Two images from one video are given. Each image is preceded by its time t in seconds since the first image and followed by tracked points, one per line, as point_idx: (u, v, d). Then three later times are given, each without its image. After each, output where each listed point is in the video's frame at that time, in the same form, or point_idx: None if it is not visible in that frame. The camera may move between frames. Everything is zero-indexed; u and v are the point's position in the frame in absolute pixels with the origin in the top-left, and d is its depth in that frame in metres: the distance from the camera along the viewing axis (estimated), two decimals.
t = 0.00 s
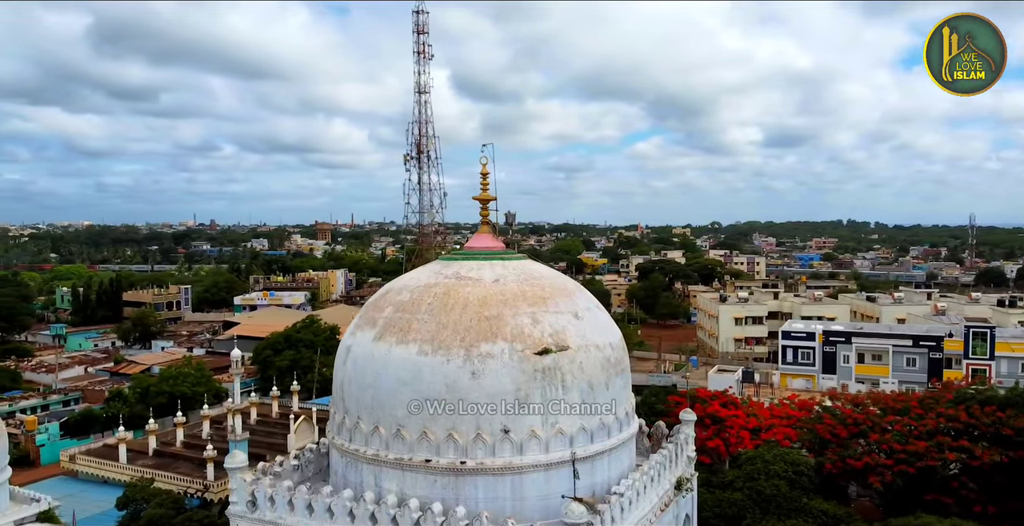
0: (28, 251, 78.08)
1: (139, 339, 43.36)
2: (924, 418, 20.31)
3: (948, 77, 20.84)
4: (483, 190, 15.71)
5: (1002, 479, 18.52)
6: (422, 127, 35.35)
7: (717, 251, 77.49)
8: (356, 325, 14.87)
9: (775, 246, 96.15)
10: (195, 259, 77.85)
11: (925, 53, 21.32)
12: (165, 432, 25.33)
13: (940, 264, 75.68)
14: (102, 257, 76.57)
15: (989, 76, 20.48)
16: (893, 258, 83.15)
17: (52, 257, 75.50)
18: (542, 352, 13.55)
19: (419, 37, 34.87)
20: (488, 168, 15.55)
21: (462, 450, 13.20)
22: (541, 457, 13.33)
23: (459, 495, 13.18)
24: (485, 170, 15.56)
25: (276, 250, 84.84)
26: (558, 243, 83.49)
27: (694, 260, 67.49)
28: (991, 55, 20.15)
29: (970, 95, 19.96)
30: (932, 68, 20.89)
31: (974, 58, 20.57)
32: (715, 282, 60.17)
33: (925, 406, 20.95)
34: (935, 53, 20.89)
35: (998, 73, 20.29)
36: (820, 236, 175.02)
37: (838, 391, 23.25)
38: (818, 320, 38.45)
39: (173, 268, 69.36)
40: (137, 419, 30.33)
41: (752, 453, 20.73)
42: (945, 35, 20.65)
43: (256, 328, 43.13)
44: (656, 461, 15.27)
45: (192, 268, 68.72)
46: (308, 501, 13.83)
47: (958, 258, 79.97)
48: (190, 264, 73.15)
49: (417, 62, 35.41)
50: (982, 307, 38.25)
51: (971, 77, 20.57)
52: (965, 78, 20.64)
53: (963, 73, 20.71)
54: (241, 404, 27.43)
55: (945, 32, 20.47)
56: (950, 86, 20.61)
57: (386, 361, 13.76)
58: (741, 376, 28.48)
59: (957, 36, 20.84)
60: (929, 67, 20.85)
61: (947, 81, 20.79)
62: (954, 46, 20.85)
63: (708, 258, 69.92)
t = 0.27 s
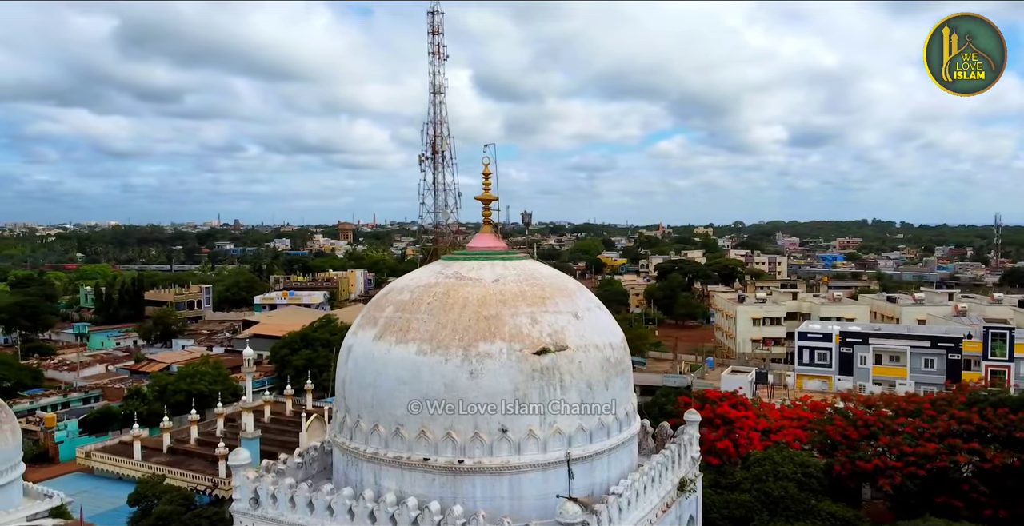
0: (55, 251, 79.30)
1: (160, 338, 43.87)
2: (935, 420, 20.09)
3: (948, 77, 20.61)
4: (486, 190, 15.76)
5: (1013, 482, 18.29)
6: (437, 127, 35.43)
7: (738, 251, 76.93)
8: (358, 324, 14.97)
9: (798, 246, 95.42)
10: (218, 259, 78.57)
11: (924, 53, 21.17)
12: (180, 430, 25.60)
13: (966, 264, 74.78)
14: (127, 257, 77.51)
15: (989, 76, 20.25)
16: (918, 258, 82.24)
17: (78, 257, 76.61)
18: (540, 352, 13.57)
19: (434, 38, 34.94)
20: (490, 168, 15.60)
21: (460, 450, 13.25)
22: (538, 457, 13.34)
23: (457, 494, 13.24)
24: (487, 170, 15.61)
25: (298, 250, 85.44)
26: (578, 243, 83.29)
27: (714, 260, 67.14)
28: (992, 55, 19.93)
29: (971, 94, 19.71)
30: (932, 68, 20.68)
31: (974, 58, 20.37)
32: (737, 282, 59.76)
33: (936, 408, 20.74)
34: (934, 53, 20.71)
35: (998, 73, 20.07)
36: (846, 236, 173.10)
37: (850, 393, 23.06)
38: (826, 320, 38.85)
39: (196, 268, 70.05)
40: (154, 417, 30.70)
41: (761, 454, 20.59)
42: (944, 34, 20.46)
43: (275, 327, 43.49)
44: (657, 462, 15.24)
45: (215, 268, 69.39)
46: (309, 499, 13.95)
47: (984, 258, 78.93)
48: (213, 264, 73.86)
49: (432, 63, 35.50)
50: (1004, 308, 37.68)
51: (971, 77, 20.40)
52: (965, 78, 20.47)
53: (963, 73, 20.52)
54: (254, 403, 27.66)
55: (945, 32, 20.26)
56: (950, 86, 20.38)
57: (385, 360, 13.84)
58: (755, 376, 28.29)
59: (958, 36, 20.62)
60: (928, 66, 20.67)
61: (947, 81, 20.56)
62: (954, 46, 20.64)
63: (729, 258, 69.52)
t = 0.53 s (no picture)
0: (80, 251, 80.48)
1: (179, 336, 44.37)
2: (946, 423, 19.91)
3: (948, 77, 20.75)
4: (488, 190, 15.81)
5: None
6: (451, 128, 35.51)
7: (759, 251, 76.37)
8: (359, 324, 15.05)
9: (820, 246, 94.71)
10: (239, 259, 79.22)
11: (924, 53, 21.31)
12: (193, 428, 25.86)
13: (990, 264, 73.90)
14: (150, 257, 78.35)
15: (989, 77, 20.41)
16: (942, 258, 81.37)
17: (102, 257, 77.68)
18: (538, 352, 13.60)
19: (447, 38, 35.00)
20: (492, 169, 15.67)
21: (458, 449, 13.30)
22: (536, 457, 13.37)
23: (455, 493, 13.30)
24: (490, 171, 15.66)
25: (318, 250, 86.01)
26: (597, 243, 83.11)
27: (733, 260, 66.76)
28: (992, 55, 20.13)
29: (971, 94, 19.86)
30: (932, 68, 20.83)
31: (974, 58, 20.53)
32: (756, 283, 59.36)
33: (948, 410, 20.54)
34: (935, 53, 20.88)
35: (998, 73, 20.23)
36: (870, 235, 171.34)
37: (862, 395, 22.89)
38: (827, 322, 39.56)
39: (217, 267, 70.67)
40: (170, 415, 31.03)
41: (769, 455, 20.46)
42: (944, 34, 20.66)
43: (292, 326, 43.83)
44: (658, 463, 15.22)
45: (235, 268, 69.97)
46: (309, 497, 14.07)
47: (1008, 258, 77.97)
48: (234, 263, 74.49)
49: (446, 63, 35.58)
50: None
51: (971, 78, 20.56)
52: (965, 78, 20.61)
53: (963, 73, 20.66)
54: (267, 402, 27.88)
55: (945, 31, 20.45)
56: (950, 86, 20.51)
57: (385, 359, 13.92)
58: (768, 377, 28.11)
59: (958, 36, 20.78)
60: (929, 67, 20.84)
61: (947, 82, 20.72)
62: (954, 46, 20.80)
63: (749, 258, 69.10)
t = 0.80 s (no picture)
0: (104, 250, 81.65)
1: (199, 335, 45.00)
2: (957, 425, 19.71)
3: (948, 77, 20.56)
4: (490, 191, 15.88)
5: None
6: (465, 128, 35.56)
7: (780, 251, 75.78)
8: (361, 323, 15.17)
9: (842, 246, 93.83)
10: (260, 258, 79.88)
11: (925, 54, 21.14)
12: (206, 426, 26.15)
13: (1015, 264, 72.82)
14: (173, 257, 79.19)
15: (989, 76, 20.19)
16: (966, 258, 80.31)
17: (126, 256, 78.74)
18: (536, 352, 13.63)
19: (462, 38, 35.02)
20: (494, 170, 15.70)
21: (455, 448, 13.36)
22: (534, 456, 13.41)
23: (453, 492, 13.38)
24: (491, 172, 15.74)
25: (338, 250, 86.58)
26: (616, 243, 82.90)
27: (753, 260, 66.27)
28: (991, 55, 19.93)
29: (971, 94, 19.64)
30: (932, 68, 20.65)
31: (974, 58, 20.32)
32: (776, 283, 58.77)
33: (959, 412, 20.34)
34: (935, 53, 20.69)
35: (999, 73, 20.00)
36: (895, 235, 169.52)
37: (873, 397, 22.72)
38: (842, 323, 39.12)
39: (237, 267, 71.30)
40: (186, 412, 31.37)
41: (778, 457, 20.33)
42: (944, 34, 20.47)
43: (308, 325, 44.18)
44: (659, 464, 15.21)
45: (255, 267, 70.56)
46: (310, 494, 14.21)
47: None
48: (255, 263, 75.14)
49: (460, 64, 35.61)
50: None
51: (971, 78, 20.34)
52: (965, 78, 20.40)
53: (962, 73, 20.45)
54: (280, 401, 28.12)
55: (945, 31, 20.25)
56: (950, 86, 20.31)
57: (385, 358, 14.02)
58: (780, 378, 27.92)
59: (958, 36, 20.58)
60: (928, 67, 20.66)
61: (947, 82, 20.53)
62: (954, 46, 20.62)
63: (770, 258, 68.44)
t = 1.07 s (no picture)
0: (131, 250, 82.83)
1: (219, 334, 45.48)
2: (968, 426, 19.52)
3: (948, 77, 20.32)
4: (492, 191, 15.96)
5: None
6: (480, 128, 35.61)
7: (803, 251, 75.05)
8: (362, 322, 15.29)
9: (867, 246, 92.83)
10: (283, 258, 80.56)
11: (924, 54, 20.89)
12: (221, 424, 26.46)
13: None
14: (197, 257, 80.08)
15: (989, 76, 19.97)
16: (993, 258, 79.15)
17: (151, 256, 79.81)
18: (533, 351, 13.67)
19: (476, 38, 35.05)
20: (495, 169, 15.78)
21: (453, 446, 13.43)
22: (531, 455, 13.44)
23: (450, 490, 13.46)
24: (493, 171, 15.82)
25: (360, 250, 87.10)
26: (637, 243, 82.58)
27: (775, 260, 65.74)
28: (992, 55, 19.73)
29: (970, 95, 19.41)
30: (931, 68, 20.40)
31: (974, 58, 20.10)
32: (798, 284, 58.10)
33: (970, 413, 20.16)
34: (935, 53, 20.45)
35: (999, 73, 19.78)
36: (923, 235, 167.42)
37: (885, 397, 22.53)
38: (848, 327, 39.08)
39: (259, 267, 71.98)
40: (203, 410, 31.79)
41: (786, 458, 20.19)
42: (944, 35, 20.23)
43: (326, 324, 44.56)
44: (659, 464, 15.18)
45: (277, 267, 71.18)
46: (311, 491, 14.35)
47: None
48: (277, 262, 75.86)
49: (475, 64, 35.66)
50: None
51: (971, 78, 20.11)
52: (965, 78, 20.17)
53: (963, 73, 20.22)
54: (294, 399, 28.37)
55: (945, 31, 20.02)
56: (950, 87, 20.07)
57: (385, 357, 14.13)
58: (794, 379, 27.73)
59: (958, 35, 20.35)
60: (928, 67, 20.42)
61: (947, 82, 20.30)
62: (954, 46, 20.38)
63: (793, 258, 67.56)
